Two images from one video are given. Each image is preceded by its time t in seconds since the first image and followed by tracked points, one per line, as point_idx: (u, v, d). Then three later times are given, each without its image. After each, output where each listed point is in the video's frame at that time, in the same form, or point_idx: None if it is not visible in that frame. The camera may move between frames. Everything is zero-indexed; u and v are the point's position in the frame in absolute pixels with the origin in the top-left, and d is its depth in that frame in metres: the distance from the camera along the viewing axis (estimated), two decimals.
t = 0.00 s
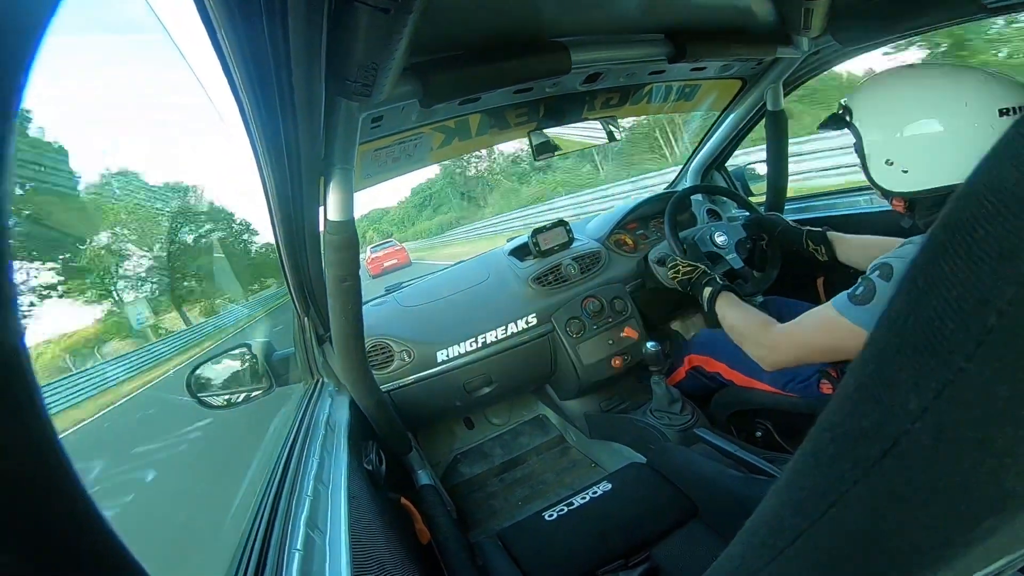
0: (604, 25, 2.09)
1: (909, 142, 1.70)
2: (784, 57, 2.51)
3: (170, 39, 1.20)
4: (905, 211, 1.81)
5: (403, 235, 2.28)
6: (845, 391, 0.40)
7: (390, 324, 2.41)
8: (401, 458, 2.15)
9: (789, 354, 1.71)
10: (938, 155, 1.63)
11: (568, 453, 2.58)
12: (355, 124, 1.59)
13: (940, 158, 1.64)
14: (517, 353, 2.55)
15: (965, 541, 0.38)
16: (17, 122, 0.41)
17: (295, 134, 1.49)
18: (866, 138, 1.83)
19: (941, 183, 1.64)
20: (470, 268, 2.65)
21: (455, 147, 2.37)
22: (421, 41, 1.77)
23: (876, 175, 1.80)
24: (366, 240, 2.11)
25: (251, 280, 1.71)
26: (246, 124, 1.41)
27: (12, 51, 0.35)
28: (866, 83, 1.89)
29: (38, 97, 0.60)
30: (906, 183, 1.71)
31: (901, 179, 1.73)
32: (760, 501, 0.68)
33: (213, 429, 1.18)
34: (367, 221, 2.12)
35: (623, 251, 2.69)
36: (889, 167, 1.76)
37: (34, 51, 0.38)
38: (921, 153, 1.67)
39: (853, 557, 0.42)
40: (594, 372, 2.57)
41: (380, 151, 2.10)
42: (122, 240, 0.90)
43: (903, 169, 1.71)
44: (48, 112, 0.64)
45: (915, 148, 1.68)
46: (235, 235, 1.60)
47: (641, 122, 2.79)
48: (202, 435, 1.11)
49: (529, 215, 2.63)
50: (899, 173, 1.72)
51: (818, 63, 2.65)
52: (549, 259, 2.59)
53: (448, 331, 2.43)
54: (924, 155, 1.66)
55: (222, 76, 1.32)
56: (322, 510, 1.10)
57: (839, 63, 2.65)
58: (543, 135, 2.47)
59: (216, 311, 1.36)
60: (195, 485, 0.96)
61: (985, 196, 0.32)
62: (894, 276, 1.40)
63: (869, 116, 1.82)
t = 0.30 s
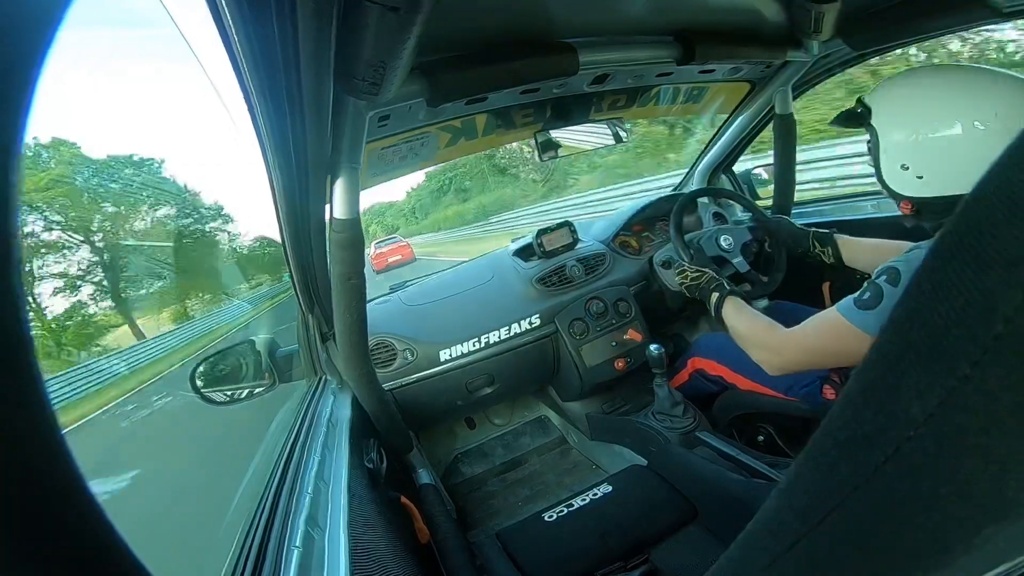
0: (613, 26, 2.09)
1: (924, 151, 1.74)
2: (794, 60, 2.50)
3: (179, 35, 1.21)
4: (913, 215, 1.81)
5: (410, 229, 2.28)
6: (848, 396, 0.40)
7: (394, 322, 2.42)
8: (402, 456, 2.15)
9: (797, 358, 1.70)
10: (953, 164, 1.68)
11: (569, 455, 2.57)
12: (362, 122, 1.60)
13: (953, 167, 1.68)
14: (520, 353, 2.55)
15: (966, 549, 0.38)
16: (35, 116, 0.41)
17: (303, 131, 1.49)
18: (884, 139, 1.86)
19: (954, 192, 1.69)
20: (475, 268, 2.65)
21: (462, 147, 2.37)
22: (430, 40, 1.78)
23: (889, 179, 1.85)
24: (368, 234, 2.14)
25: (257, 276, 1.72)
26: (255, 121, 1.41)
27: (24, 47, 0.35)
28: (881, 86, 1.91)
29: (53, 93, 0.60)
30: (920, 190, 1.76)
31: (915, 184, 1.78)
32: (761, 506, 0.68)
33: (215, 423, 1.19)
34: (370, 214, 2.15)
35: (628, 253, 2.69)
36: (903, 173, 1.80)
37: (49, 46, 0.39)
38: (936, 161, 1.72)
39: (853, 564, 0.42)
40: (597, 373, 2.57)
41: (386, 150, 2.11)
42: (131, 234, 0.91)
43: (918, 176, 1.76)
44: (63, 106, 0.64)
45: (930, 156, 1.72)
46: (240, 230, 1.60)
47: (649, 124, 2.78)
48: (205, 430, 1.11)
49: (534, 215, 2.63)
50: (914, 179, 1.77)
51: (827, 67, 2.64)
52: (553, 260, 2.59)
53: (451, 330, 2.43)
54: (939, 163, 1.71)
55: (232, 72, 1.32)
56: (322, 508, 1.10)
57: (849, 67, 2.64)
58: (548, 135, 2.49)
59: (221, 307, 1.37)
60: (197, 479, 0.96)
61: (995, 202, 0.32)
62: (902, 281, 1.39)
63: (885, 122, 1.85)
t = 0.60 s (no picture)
0: (617, 24, 2.08)
1: (930, 153, 1.73)
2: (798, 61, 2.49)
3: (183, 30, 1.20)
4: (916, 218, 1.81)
5: (413, 223, 2.30)
6: (847, 397, 0.40)
7: (393, 317, 2.42)
8: (401, 452, 2.16)
9: (799, 361, 1.69)
10: (959, 166, 1.67)
11: (568, 453, 2.57)
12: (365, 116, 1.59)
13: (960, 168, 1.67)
14: (519, 351, 2.55)
15: (961, 552, 0.38)
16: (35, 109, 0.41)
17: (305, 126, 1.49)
18: (887, 141, 1.84)
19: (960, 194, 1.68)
20: (476, 264, 2.65)
21: (464, 144, 2.36)
22: (434, 37, 1.77)
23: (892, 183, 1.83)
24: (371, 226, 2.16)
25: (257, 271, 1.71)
26: (257, 116, 1.41)
27: (26, 42, 0.35)
28: (883, 89, 1.90)
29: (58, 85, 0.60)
30: (924, 193, 1.74)
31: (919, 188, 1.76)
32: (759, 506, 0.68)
33: (213, 419, 1.18)
34: (372, 207, 2.17)
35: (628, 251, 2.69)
36: (907, 176, 1.79)
37: (51, 38, 0.38)
38: (941, 164, 1.70)
39: (849, 564, 0.42)
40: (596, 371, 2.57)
41: (389, 146, 2.10)
42: (135, 229, 0.91)
43: (922, 179, 1.75)
44: (66, 98, 0.64)
45: (935, 158, 1.71)
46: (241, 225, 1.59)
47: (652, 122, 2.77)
48: (203, 425, 1.11)
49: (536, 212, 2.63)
50: (918, 182, 1.76)
51: (832, 68, 2.62)
52: (554, 258, 2.59)
53: (451, 326, 2.43)
54: (944, 165, 1.70)
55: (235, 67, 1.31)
56: (320, 503, 1.10)
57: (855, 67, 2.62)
58: (550, 133, 2.50)
59: (221, 302, 1.37)
60: (195, 474, 0.96)
61: (996, 205, 0.31)
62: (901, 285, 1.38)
63: (888, 125, 1.84)
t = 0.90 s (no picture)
0: (618, 22, 2.08)
1: (930, 151, 1.72)
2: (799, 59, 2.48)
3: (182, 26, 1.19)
4: (918, 218, 1.82)
5: (418, 219, 2.31)
6: (845, 396, 0.40)
7: (393, 314, 2.42)
8: (401, 450, 2.16)
9: (801, 359, 1.69)
10: (960, 162, 1.67)
11: (568, 450, 2.58)
12: (364, 113, 1.59)
13: (960, 165, 1.67)
14: (520, 348, 2.55)
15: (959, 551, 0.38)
16: (36, 104, 0.41)
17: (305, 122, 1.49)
18: (884, 140, 1.84)
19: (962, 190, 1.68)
20: (476, 262, 2.66)
21: (464, 141, 2.36)
22: (434, 34, 1.77)
23: (893, 182, 1.83)
24: (372, 221, 2.16)
25: (258, 270, 1.71)
26: (257, 113, 1.41)
27: (26, 39, 0.35)
28: (882, 89, 1.90)
29: (60, 79, 0.60)
30: (926, 190, 1.74)
31: (920, 185, 1.76)
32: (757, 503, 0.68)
33: (213, 418, 1.18)
34: (373, 202, 2.15)
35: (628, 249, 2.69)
36: (909, 174, 1.79)
37: (52, 34, 0.38)
38: (941, 160, 1.70)
39: (846, 563, 0.42)
40: (596, 369, 2.57)
41: (388, 143, 2.10)
42: (137, 226, 0.91)
43: (923, 176, 1.75)
44: (66, 94, 0.64)
45: (935, 155, 1.71)
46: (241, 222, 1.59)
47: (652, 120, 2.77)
48: (203, 423, 1.11)
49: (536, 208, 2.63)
50: (919, 180, 1.75)
51: (833, 66, 2.62)
52: (554, 255, 2.59)
53: (451, 324, 2.43)
54: (945, 162, 1.70)
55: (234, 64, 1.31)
56: (320, 500, 1.10)
57: (856, 65, 2.62)
58: (551, 131, 2.49)
59: (220, 300, 1.36)
60: (195, 472, 0.96)
61: (994, 202, 0.31)
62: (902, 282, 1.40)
63: (887, 124, 1.83)
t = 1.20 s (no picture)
0: (615, 19, 2.08)
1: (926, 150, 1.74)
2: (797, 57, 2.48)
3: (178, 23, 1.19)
4: (913, 215, 1.81)
5: (424, 213, 2.34)
6: (842, 393, 0.40)
7: (391, 312, 2.41)
8: (399, 448, 2.16)
9: (799, 358, 1.69)
10: (954, 162, 1.68)
11: (565, 448, 2.58)
12: (362, 110, 1.58)
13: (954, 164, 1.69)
14: (517, 346, 2.56)
15: (954, 548, 0.38)
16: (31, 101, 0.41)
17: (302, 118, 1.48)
18: (879, 138, 1.83)
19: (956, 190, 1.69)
20: (474, 259, 2.66)
21: (462, 138, 2.36)
22: (432, 32, 1.77)
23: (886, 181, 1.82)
24: (375, 215, 2.18)
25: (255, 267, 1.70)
26: (254, 111, 1.40)
27: (23, 37, 0.35)
28: (875, 87, 1.88)
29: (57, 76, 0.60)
30: (921, 189, 1.75)
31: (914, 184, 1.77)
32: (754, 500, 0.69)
33: (208, 417, 1.17)
34: (374, 196, 2.18)
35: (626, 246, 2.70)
36: (903, 173, 1.78)
37: (48, 33, 0.38)
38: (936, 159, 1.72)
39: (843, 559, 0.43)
40: (594, 366, 2.58)
41: (386, 141, 2.10)
42: (133, 222, 0.90)
43: (918, 175, 1.75)
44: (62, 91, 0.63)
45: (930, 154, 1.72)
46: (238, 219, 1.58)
47: (650, 118, 2.77)
48: (199, 421, 1.10)
49: (533, 205, 2.63)
50: (915, 178, 1.75)
51: (831, 64, 2.62)
52: (551, 253, 2.59)
53: (449, 321, 2.43)
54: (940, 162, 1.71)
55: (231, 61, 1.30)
56: (317, 499, 1.10)
57: (853, 63, 2.63)
58: (550, 128, 2.49)
59: (216, 298, 1.35)
60: (192, 470, 0.96)
61: (991, 200, 0.31)
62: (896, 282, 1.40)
63: (883, 122, 1.82)
